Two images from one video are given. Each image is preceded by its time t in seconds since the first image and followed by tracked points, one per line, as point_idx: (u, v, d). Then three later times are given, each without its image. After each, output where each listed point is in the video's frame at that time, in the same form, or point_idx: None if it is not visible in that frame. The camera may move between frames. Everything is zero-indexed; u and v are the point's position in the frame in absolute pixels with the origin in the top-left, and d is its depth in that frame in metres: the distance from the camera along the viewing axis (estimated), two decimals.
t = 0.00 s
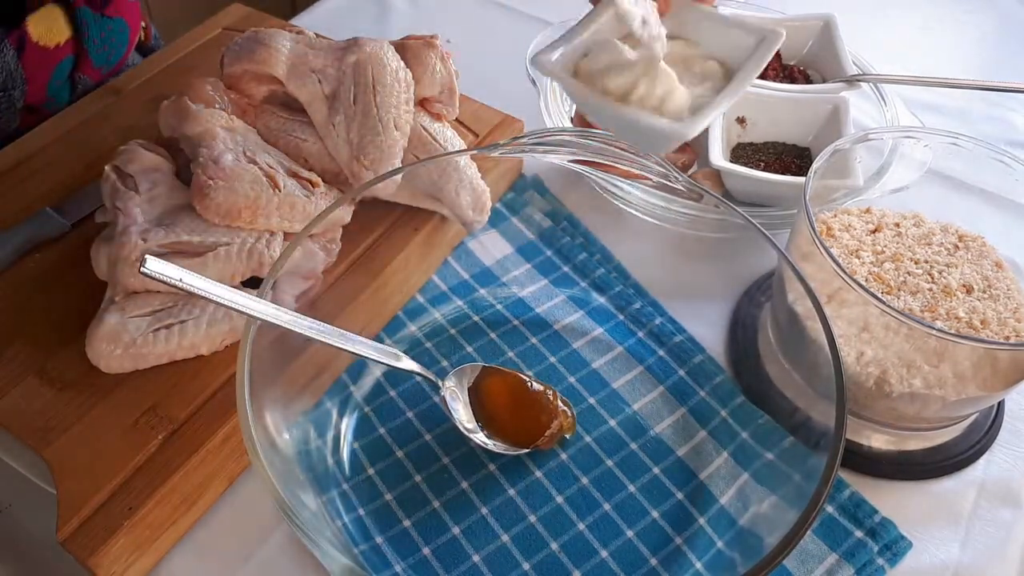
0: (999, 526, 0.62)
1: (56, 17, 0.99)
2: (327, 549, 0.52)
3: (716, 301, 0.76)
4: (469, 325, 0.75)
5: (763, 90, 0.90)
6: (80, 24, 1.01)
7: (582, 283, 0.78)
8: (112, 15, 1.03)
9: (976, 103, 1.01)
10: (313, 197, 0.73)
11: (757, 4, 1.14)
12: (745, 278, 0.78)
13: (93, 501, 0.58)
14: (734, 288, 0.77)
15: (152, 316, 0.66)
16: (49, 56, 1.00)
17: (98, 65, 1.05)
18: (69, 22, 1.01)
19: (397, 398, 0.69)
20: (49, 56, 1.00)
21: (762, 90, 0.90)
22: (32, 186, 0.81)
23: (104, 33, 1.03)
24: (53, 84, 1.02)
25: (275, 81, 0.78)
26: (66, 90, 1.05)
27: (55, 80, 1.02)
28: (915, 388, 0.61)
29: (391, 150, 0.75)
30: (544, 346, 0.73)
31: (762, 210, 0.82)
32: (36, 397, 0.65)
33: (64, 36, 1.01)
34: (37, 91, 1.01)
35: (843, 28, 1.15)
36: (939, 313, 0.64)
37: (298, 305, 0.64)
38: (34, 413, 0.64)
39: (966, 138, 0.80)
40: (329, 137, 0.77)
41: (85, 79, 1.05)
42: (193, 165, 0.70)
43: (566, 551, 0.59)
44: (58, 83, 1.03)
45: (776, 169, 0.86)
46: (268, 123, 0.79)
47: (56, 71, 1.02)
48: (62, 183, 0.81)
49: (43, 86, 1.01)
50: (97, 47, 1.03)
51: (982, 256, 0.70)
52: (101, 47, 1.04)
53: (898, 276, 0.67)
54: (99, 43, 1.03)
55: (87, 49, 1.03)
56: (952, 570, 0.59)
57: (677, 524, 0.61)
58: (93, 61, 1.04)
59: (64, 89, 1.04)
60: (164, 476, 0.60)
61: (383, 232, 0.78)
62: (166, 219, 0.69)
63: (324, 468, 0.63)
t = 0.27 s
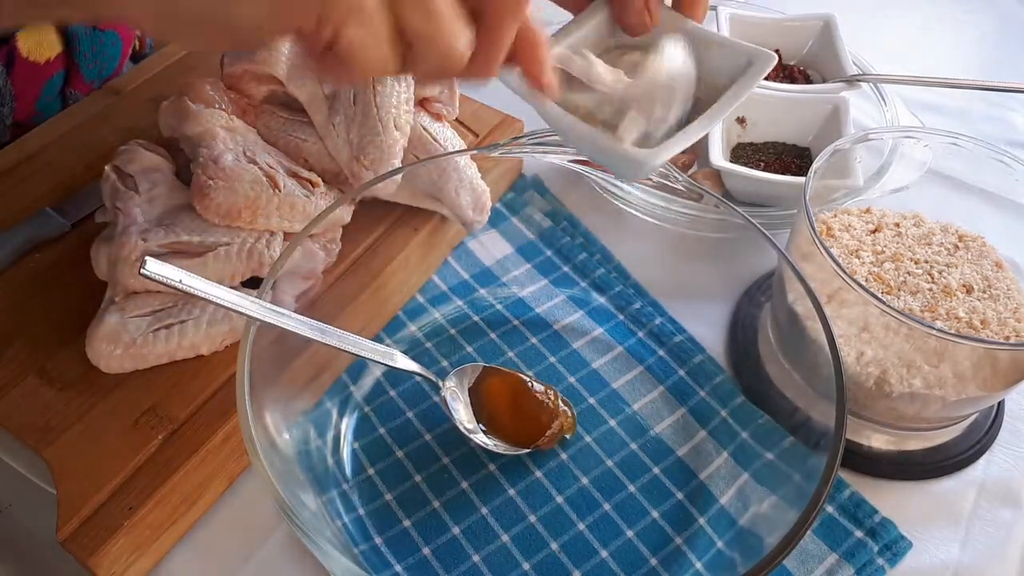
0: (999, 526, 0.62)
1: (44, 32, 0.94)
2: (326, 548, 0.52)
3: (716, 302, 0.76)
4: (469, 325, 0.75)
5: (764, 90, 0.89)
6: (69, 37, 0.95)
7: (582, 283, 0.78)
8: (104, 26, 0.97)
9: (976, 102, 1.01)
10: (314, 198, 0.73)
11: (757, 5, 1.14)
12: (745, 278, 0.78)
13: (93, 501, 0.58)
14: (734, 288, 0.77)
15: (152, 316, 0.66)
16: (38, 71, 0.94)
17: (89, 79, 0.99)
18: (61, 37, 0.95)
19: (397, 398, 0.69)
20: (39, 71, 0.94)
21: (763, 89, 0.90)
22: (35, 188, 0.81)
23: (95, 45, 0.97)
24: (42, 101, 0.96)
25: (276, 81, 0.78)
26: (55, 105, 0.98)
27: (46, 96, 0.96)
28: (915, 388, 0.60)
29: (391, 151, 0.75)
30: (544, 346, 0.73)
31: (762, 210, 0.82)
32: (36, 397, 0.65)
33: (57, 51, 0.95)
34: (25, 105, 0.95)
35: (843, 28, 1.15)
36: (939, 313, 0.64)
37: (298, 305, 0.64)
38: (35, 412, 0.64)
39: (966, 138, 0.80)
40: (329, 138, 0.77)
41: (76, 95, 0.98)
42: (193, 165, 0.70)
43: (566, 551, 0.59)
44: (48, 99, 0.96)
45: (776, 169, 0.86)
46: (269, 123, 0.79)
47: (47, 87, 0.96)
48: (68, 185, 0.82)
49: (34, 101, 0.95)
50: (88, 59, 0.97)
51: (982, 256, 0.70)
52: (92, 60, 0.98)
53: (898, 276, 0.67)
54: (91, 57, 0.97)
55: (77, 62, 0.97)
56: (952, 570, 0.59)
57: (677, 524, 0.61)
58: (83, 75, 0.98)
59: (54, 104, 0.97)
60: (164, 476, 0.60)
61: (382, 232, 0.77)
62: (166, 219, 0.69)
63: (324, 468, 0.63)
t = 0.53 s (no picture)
0: (999, 526, 0.62)
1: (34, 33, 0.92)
2: (326, 548, 0.52)
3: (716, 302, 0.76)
4: (469, 325, 0.75)
5: (763, 90, 0.89)
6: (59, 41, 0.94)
7: (582, 284, 0.78)
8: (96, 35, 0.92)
9: (976, 102, 1.01)
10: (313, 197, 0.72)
11: (757, 5, 1.14)
12: (745, 278, 0.78)
13: (93, 501, 0.58)
14: (734, 288, 0.77)
15: (152, 316, 0.67)
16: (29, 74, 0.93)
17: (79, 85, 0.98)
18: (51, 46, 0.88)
19: (397, 398, 0.69)
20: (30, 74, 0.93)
21: (763, 90, 0.89)
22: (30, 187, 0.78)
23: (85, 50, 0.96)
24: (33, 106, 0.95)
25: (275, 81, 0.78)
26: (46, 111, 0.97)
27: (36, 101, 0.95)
28: (915, 388, 0.60)
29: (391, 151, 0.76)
30: (544, 346, 0.73)
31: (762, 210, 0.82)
32: (36, 397, 0.65)
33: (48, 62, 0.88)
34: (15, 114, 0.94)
35: (843, 28, 1.15)
36: (939, 313, 0.64)
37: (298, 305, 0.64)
38: (35, 412, 0.64)
39: (966, 139, 0.80)
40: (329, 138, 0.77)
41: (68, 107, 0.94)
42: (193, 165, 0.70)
43: (566, 551, 0.59)
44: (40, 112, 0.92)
45: (776, 169, 0.86)
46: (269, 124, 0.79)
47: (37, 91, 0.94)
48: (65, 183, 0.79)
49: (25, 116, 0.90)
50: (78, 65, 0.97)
51: (982, 256, 0.70)
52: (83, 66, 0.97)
53: (898, 276, 0.67)
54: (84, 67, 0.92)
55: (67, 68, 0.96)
56: (952, 570, 0.59)
57: (677, 524, 0.61)
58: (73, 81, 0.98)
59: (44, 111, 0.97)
60: (164, 476, 0.60)
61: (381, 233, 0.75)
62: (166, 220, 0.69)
63: (324, 468, 0.63)
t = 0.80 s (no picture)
0: (999, 526, 0.62)
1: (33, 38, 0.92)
2: (326, 548, 0.52)
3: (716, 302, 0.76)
4: (468, 325, 0.75)
5: (763, 90, 0.89)
6: (59, 47, 0.94)
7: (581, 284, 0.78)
8: (91, 35, 0.97)
9: (976, 102, 1.01)
10: (314, 196, 0.74)
11: (757, 5, 1.14)
12: (746, 278, 0.78)
13: (93, 501, 0.58)
14: (734, 288, 0.77)
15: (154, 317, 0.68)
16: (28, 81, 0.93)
17: (77, 88, 0.99)
18: (47, 44, 0.94)
19: (397, 398, 0.69)
20: (29, 81, 0.93)
21: (762, 90, 0.90)
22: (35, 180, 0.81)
23: (84, 54, 0.97)
24: (31, 110, 0.96)
25: (276, 81, 0.78)
26: (44, 114, 0.98)
27: (33, 106, 0.96)
28: (915, 388, 0.60)
29: (391, 151, 0.75)
30: (544, 346, 0.73)
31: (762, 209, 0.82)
32: (36, 397, 0.65)
33: (44, 60, 0.94)
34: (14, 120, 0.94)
35: (843, 28, 1.15)
36: (939, 313, 0.64)
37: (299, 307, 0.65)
38: (35, 412, 0.64)
39: (966, 139, 0.80)
40: (330, 139, 0.77)
41: (63, 103, 0.99)
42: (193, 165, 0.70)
43: (566, 551, 0.59)
44: (36, 107, 0.96)
45: (777, 169, 0.86)
46: (269, 124, 0.79)
47: (35, 95, 0.95)
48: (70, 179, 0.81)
49: (21, 111, 0.94)
50: (76, 70, 0.97)
51: (982, 256, 0.70)
52: (81, 70, 0.98)
53: (898, 276, 0.67)
54: (78, 66, 0.97)
55: (65, 72, 0.96)
56: (952, 570, 0.59)
57: (677, 524, 0.61)
58: (71, 85, 0.98)
59: (41, 114, 0.98)
60: (164, 476, 0.60)
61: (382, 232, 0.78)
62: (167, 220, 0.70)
63: (324, 468, 0.63)
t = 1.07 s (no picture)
0: (999, 526, 0.62)
1: (27, 37, 0.92)
2: (326, 548, 0.52)
3: (716, 302, 0.76)
4: (468, 325, 0.75)
5: (764, 90, 0.89)
6: (54, 44, 0.94)
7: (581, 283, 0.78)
8: (87, 34, 0.97)
9: (976, 102, 1.01)
10: (314, 197, 0.73)
11: (757, 5, 1.15)
12: (746, 277, 0.78)
13: (93, 501, 0.59)
14: (734, 288, 0.77)
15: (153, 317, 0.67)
16: (23, 81, 0.93)
17: (74, 87, 0.99)
18: (42, 43, 0.94)
19: (397, 398, 0.69)
20: (24, 79, 0.93)
21: (763, 90, 0.89)
22: (36, 182, 0.81)
23: (80, 53, 0.97)
24: (26, 110, 0.95)
25: (276, 81, 0.78)
26: (41, 113, 0.98)
27: (29, 105, 0.95)
28: (915, 388, 0.60)
29: (391, 151, 0.75)
30: (544, 345, 0.73)
31: (762, 209, 0.82)
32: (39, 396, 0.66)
33: (39, 59, 0.94)
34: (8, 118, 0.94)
35: (843, 28, 1.15)
36: (939, 314, 0.64)
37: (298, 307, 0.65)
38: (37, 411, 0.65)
39: (966, 139, 0.80)
40: (330, 138, 0.77)
41: (59, 102, 0.99)
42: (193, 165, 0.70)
43: (566, 551, 0.59)
44: (31, 107, 0.96)
45: (776, 169, 0.86)
46: (269, 124, 0.79)
47: (30, 94, 0.95)
48: (71, 180, 0.82)
49: (16, 110, 0.94)
50: (72, 68, 0.97)
51: (982, 256, 0.70)
52: (77, 68, 0.98)
53: (897, 277, 0.67)
54: (74, 65, 0.97)
55: (61, 71, 0.96)
56: (952, 570, 0.59)
57: (677, 524, 0.61)
58: (68, 83, 0.98)
59: (38, 114, 0.97)
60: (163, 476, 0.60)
61: (383, 232, 0.78)
62: (167, 220, 0.70)
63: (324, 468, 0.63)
